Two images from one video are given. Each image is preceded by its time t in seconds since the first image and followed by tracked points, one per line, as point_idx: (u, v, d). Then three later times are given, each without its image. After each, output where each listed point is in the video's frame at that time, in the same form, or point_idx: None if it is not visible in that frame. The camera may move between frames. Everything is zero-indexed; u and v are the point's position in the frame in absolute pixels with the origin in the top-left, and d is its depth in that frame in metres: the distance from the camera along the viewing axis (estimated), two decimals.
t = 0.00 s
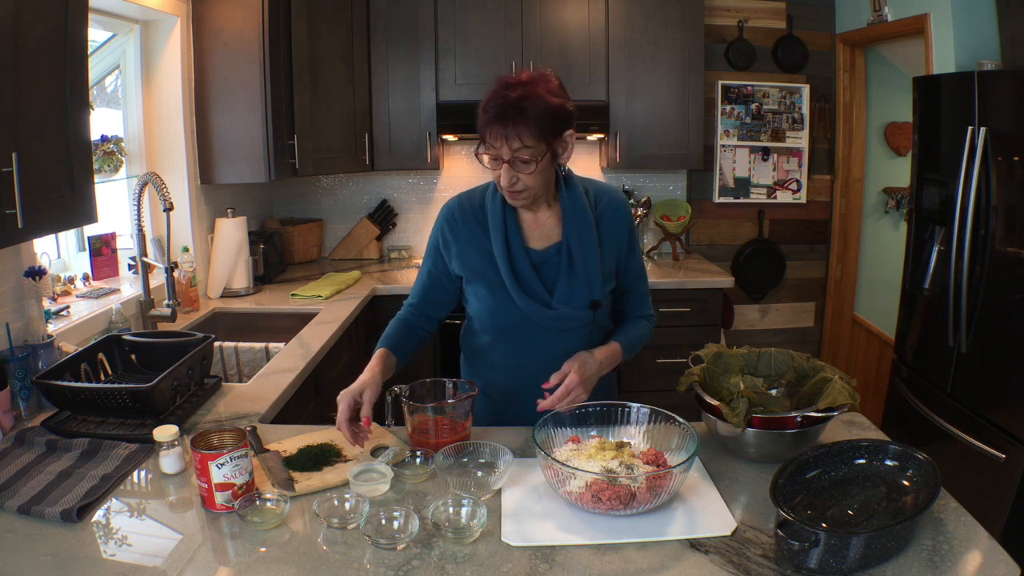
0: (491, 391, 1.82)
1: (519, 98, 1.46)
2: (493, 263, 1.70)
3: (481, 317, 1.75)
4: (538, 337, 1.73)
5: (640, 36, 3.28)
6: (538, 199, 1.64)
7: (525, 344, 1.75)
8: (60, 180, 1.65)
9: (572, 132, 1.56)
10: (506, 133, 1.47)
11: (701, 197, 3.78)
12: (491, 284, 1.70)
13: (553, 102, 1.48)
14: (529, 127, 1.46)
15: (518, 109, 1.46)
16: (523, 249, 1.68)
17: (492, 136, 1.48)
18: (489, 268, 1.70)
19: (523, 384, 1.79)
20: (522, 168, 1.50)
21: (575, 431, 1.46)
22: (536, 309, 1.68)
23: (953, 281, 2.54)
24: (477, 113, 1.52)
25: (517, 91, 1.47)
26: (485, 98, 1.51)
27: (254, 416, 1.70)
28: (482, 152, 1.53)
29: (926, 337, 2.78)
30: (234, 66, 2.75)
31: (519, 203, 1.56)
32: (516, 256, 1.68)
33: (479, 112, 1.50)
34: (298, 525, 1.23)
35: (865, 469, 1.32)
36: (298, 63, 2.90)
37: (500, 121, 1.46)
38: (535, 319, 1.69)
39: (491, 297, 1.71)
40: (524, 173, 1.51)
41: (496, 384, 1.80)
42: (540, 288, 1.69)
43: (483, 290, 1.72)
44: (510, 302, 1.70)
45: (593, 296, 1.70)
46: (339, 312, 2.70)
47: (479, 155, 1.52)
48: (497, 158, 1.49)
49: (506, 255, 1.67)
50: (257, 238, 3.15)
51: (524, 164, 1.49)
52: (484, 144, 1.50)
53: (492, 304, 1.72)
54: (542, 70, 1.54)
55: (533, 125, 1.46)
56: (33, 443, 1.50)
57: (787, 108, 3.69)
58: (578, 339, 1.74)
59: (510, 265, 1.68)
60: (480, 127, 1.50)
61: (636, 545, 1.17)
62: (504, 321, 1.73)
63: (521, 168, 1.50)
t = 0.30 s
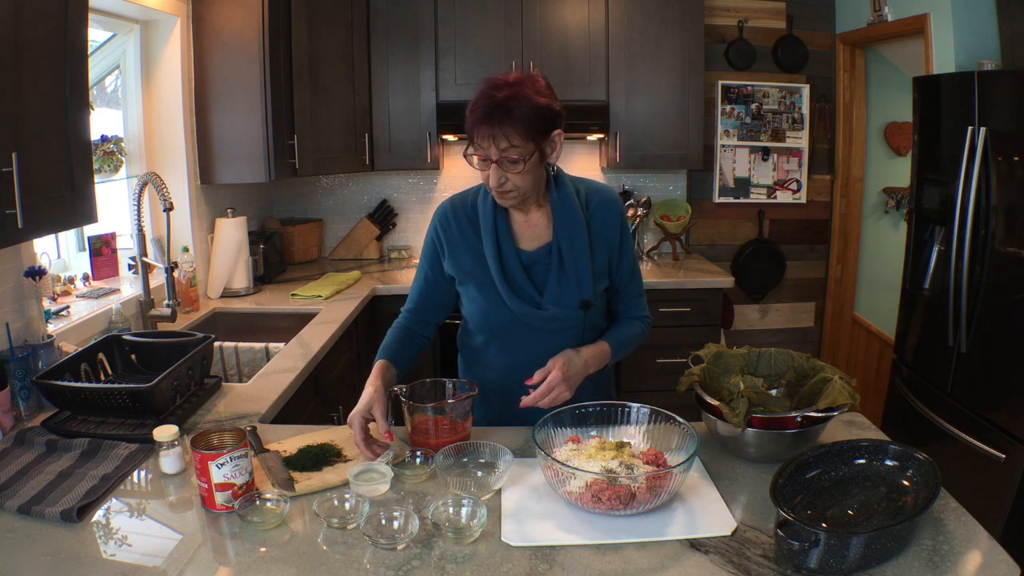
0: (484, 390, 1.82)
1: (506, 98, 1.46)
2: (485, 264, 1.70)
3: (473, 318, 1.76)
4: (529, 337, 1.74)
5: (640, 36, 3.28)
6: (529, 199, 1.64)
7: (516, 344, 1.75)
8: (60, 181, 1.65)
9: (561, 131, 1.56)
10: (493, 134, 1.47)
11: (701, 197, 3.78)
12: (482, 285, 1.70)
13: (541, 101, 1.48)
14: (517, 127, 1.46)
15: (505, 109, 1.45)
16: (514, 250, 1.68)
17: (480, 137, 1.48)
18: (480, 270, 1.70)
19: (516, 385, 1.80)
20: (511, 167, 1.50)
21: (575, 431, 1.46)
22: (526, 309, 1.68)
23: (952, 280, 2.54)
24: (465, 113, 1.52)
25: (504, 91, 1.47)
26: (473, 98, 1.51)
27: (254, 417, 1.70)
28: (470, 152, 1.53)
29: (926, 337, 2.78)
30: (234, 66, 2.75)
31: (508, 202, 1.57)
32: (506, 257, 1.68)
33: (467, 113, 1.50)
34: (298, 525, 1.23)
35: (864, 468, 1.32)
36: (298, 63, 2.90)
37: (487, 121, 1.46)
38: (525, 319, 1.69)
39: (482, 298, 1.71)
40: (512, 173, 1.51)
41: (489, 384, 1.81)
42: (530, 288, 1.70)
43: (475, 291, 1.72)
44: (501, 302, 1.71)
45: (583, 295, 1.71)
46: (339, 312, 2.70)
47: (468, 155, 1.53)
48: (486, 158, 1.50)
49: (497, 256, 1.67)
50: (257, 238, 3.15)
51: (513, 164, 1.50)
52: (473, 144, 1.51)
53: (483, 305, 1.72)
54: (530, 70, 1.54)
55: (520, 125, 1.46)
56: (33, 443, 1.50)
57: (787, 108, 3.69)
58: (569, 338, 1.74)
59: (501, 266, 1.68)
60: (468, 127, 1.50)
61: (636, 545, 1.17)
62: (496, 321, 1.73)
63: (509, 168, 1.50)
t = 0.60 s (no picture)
0: (483, 390, 1.82)
1: (503, 98, 1.46)
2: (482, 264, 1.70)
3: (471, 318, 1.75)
4: (528, 337, 1.73)
5: (640, 36, 3.28)
6: (525, 198, 1.64)
7: (514, 344, 1.75)
8: (60, 181, 1.65)
9: (558, 130, 1.56)
10: (491, 133, 1.46)
11: (701, 197, 3.78)
12: (479, 285, 1.71)
13: (538, 100, 1.48)
14: (515, 126, 1.46)
15: (502, 108, 1.45)
16: (512, 249, 1.68)
17: (477, 136, 1.48)
18: (478, 269, 1.70)
19: (514, 385, 1.80)
20: (508, 166, 1.50)
21: (575, 431, 1.46)
22: (524, 308, 1.68)
23: (952, 280, 2.54)
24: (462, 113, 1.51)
25: (501, 90, 1.47)
26: (470, 98, 1.50)
27: (254, 416, 1.70)
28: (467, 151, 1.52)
29: (926, 336, 2.78)
30: (234, 66, 2.75)
31: (505, 201, 1.56)
32: (503, 256, 1.68)
33: (464, 112, 1.50)
34: (298, 525, 1.23)
35: (864, 468, 1.32)
36: (298, 63, 2.90)
37: (484, 120, 1.46)
38: (524, 318, 1.69)
39: (480, 298, 1.71)
40: (510, 172, 1.51)
41: (487, 383, 1.81)
42: (528, 287, 1.70)
43: (473, 291, 1.72)
44: (498, 302, 1.71)
45: (581, 294, 1.71)
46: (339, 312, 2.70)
47: (464, 155, 1.52)
48: (483, 157, 1.49)
49: (494, 256, 1.67)
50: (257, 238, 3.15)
51: (510, 163, 1.50)
52: (470, 143, 1.50)
53: (481, 305, 1.72)
54: (526, 70, 1.54)
55: (517, 124, 1.46)
56: (33, 443, 1.50)
57: (787, 108, 3.69)
58: (568, 337, 1.74)
59: (498, 266, 1.68)
60: (465, 127, 1.50)
61: (636, 545, 1.17)
62: (494, 321, 1.73)
63: (507, 167, 1.50)
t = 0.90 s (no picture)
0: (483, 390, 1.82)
1: (501, 96, 1.46)
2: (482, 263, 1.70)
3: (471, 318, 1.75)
4: (528, 336, 1.73)
5: (640, 36, 3.28)
6: (524, 198, 1.64)
7: (514, 344, 1.75)
8: (60, 181, 1.65)
9: (555, 129, 1.56)
10: (489, 131, 1.46)
11: (701, 197, 3.78)
12: (478, 285, 1.70)
13: (536, 99, 1.48)
14: (513, 123, 1.46)
15: (500, 106, 1.45)
16: (511, 248, 1.68)
17: (475, 134, 1.47)
18: (477, 269, 1.70)
19: (513, 384, 1.80)
20: (506, 164, 1.50)
21: (575, 431, 1.46)
22: (524, 308, 1.68)
23: (952, 280, 2.54)
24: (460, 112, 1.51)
25: (499, 89, 1.47)
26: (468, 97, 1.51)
27: (254, 417, 1.70)
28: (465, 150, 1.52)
29: (926, 336, 2.78)
30: (234, 66, 2.75)
31: (503, 200, 1.56)
32: (503, 256, 1.68)
33: (462, 111, 1.50)
34: (298, 525, 1.23)
35: (865, 468, 1.32)
36: (298, 63, 2.90)
37: (482, 118, 1.46)
38: (523, 317, 1.69)
39: (479, 298, 1.71)
40: (508, 170, 1.51)
41: (487, 384, 1.81)
42: (527, 287, 1.70)
43: (473, 291, 1.72)
44: (497, 301, 1.71)
45: (581, 293, 1.71)
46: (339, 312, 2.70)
47: (462, 154, 1.52)
48: (481, 156, 1.49)
49: (494, 255, 1.67)
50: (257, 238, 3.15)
51: (508, 161, 1.49)
52: (468, 142, 1.50)
53: (481, 305, 1.72)
54: (524, 70, 1.54)
55: (515, 122, 1.46)
56: (33, 443, 1.50)
57: (787, 108, 3.69)
58: (568, 336, 1.74)
59: (498, 265, 1.68)
60: (463, 125, 1.50)
61: (636, 545, 1.17)
62: (494, 321, 1.72)
63: (505, 165, 1.50)
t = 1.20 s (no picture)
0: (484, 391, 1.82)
1: (501, 93, 1.46)
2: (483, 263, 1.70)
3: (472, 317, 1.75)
4: (530, 336, 1.73)
5: (640, 36, 3.28)
6: (524, 197, 1.64)
7: (515, 343, 1.75)
8: (60, 181, 1.65)
9: (556, 128, 1.56)
10: (488, 128, 1.46)
11: (701, 197, 3.78)
12: (479, 284, 1.70)
13: (536, 97, 1.48)
14: (513, 121, 1.46)
15: (500, 103, 1.46)
16: (512, 248, 1.68)
17: (475, 132, 1.48)
18: (478, 268, 1.70)
19: (515, 384, 1.80)
20: (506, 162, 1.50)
21: (575, 431, 1.46)
22: (525, 307, 1.68)
23: (953, 280, 2.54)
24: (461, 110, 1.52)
25: (500, 86, 1.47)
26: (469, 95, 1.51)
27: (254, 417, 1.69)
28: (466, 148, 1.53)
29: (926, 336, 2.78)
30: (234, 66, 2.75)
31: (503, 198, 1.56)
32: (504, 256, 1.68)
33: (463, 109, 1.50)
34: (298, 525, 1.23)
35: (865, 468, 1.32)
36: (298, 63, 2.90)
37: (482, 116, 1.46)
38: (524, 316, 1.69)
39: (481, 298, 1.71)
40: (508, 168, 1.51)
41: (488, 384, 1.81)
42: (528, 286, 1.69)
43: (474, 291, 1.71)
44: (499, 301, 1.70)
45: (582, 292, 1.71)
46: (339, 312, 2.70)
47: (463, 152, 1.52)
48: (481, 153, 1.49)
49: (494, 255, 1.67)
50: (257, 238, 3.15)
51: (508, 158, 1.49)
52: (468, 140, 1.50)
53: (482, 304, 1.72)
54: (525, 69, 1.54)
55: (515, 120, 1.46)
56: (33, 443, 1.50)
57: (787, 108, 3.70)
58: (569, 335, 1.74)
59: (499, 265, 1.68)
60: (463, 123, 1.50)
61: (636, 545, 1.17)
62: (495, 321, 1.72)
63: (505, 162, 1.50)
